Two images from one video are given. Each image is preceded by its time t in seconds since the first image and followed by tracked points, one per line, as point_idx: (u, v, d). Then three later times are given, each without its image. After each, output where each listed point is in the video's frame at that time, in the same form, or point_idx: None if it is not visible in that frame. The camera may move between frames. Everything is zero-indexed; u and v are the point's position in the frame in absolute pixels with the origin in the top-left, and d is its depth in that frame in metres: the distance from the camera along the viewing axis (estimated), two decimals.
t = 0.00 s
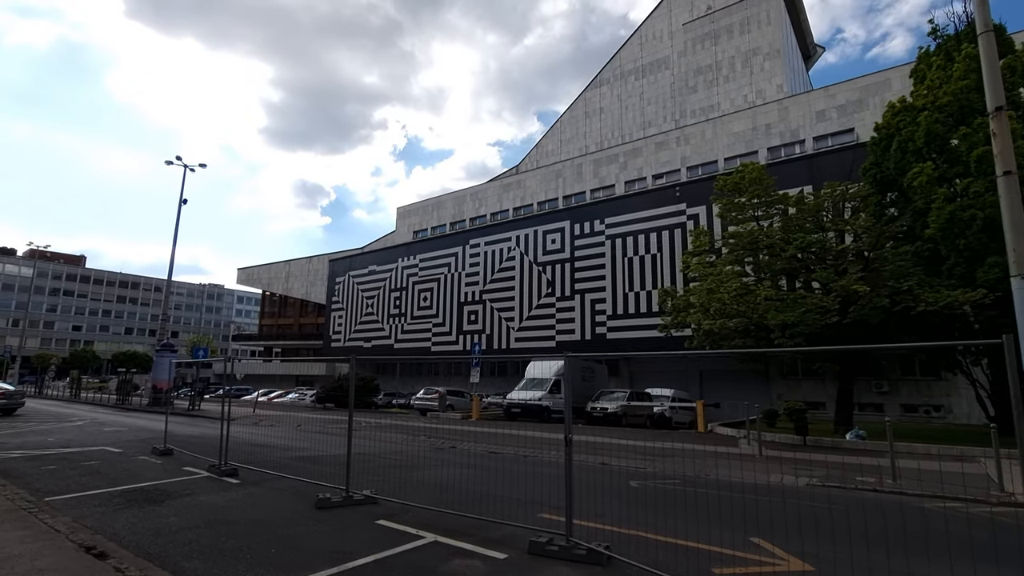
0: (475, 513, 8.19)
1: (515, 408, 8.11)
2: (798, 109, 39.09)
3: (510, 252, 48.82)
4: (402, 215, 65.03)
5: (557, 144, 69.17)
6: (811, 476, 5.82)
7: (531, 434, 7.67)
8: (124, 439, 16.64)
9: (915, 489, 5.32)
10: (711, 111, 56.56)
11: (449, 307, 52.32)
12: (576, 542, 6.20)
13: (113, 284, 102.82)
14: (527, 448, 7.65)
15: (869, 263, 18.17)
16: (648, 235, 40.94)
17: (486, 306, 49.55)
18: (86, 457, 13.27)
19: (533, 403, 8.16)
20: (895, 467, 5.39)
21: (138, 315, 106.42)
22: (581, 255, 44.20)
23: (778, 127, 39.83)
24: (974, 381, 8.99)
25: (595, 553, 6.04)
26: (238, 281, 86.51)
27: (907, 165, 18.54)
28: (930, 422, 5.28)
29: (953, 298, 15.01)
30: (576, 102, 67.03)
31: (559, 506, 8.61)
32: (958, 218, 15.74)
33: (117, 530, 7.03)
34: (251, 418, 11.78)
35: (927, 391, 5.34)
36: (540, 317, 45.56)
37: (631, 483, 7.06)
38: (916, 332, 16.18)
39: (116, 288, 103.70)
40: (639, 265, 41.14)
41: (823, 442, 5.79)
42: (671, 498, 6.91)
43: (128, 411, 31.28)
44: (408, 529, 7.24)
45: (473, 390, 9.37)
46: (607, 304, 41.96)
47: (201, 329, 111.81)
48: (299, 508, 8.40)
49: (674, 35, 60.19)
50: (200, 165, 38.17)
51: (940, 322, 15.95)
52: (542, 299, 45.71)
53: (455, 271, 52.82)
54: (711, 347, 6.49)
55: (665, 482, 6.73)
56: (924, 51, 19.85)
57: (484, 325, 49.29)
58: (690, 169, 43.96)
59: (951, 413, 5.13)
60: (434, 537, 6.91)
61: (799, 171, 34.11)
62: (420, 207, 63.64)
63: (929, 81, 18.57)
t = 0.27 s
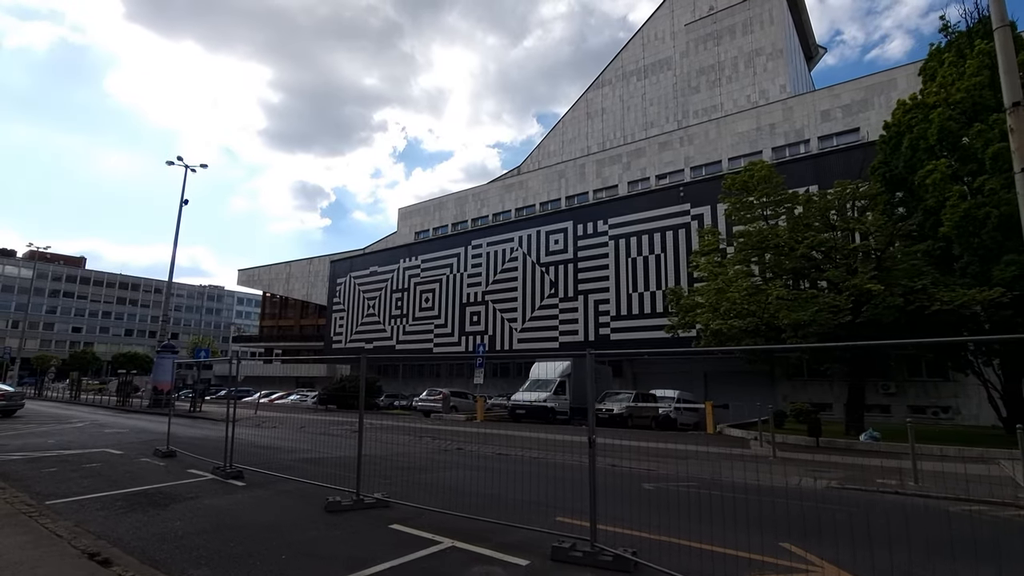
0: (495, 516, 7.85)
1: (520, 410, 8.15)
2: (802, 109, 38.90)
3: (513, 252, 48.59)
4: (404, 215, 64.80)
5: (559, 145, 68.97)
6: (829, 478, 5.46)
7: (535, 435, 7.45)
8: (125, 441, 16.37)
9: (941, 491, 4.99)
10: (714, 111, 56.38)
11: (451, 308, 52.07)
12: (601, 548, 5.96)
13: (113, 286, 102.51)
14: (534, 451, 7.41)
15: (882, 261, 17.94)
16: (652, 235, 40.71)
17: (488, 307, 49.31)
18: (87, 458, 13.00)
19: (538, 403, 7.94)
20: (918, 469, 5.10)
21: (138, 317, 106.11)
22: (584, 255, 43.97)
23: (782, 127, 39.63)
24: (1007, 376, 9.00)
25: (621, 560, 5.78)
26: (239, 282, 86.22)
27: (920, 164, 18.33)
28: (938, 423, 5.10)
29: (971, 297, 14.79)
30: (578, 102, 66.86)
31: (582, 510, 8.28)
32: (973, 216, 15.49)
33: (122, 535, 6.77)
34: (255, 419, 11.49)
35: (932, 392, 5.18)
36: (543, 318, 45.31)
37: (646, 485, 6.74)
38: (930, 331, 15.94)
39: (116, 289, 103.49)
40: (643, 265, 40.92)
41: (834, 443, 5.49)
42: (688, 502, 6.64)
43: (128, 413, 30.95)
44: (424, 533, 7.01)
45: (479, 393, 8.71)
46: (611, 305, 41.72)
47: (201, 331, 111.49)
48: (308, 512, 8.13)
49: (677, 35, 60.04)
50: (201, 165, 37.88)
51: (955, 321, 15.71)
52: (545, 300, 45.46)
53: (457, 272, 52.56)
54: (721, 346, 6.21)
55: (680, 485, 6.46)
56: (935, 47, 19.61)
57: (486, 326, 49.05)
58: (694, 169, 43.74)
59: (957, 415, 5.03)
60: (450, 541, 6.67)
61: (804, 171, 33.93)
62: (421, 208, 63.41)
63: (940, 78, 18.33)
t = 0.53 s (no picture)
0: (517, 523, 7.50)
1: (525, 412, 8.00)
2: (808, 108, 38.67)
3: (515, 252, 48.34)
4: (405, 215, 64.52)
5: (561, 144, 68.71)
6: (849, 481, 5.27)
7: (543, 436, 7.18)
8: (127, 443, 16.10)
9: (969, 496, 4.78)
10: (718, 110, 56.10)
11: (453, 308, 51.80)
12: (630, 559, 5.73)
13: (113, 286, 102.25)
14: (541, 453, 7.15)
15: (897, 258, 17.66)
16: (656, 234, 40.43)
17: (490, 307, 49.02)
18: (89, 461, 12.73)
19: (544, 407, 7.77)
20: (942, 473, 4.91)
21: (138, 317, 105.85)
22: (587, 255, 43.72)
23: (787, 126, 39.38)
24: None
25: (653, 570, 5.56)
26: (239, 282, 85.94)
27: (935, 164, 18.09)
28: (946, 424, 4.88)
29: (987, 298, 14.51)
30: (580, 102, 66.59)
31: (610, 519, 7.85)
32: (988, 215, 15.24)
33: (128, 543, 6.51)
34: (259, 421, 11.19)
35: (939, 393, 5.00)
36: (545, 319, 45.04)
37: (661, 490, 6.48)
38: (945, 332, 15.69)
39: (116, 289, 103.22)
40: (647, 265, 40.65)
41: (850, 445, 5.34)
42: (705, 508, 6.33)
43: (129, 414, 30.70)
44: (444, 542, 6.83)
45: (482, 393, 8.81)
46: (614, 305, 41.45)
47: (201, 331, 111.19)
48: (320, 518, 7.88)
49: (679, 34, 59.79)
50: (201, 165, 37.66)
51: (971, 322, 15.43)
52: (548, 300, 45.20)
53: (459, 272, 52.30)
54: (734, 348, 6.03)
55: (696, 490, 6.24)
56: (948, 43, 19.36)
57: (489, 326, 48.78)
58: (697, 169, 43.50)
59: (965, 416, 4.82)
60: (470, 551, 6.44)
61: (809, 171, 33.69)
62: (423, 207, 63.18)
63: (954, 74, 18.06)
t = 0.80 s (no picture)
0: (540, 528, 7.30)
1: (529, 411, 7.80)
2: (812, 106, 38.48)
3: (518, 251, 48.11)
4: (406, 214, 64.27)
5: (563, 143, 68.50)
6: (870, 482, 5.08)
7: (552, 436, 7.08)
8: (130, 443, 15.85)
9: (995, 498, 4.60)
10: (720, 109, 55.89)
11: (455, 307, 51.56)
12: (662, 564, 5.55)
13: (112, 285, 101.98)
14: (553, 454, 7.02)
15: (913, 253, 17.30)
16: (660, 233, 40.23)
17: (493, 307, 48.77)
18: (92, 462, 12.48)
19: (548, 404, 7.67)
20: (967, 473, 4.72)
21: (138, 317, 105.57)
22: (591, 254, 43.50)
23: (792, 124, 39.16)
24: None
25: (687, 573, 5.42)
26: (240, 282, 85.66)
27: (948, 163, 17.95)
28: (952, 424, 4.82)
29: (1004, 297, 14.25)
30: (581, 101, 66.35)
31: (636, 522, 7.68)
32: (1005, 211, 15.01)
33: (137, 547, 6.28)
34: (262, 420, 10.89)
35: (947, 393, 4.86)
36: (548, 318, 44.80)
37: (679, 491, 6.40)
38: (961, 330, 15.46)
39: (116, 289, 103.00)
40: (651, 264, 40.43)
41: (864, 446, 5.24)
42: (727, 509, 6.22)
43: (130, 415, 30.43)
44: (466, 545, 6.70)
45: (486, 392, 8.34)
46: (618, 304, 41.23)
47: (201, 331, 110.92)
48: (333, 521, 7.63)
49: (682, 32, 59.57)
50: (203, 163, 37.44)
51: (989, 320, 15.17)
52: (551, 300, 44.96)
53: (461, 272, 52.06)
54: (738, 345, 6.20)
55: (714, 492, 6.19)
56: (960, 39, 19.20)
57: (491, 325, 48.53)
58: (701, 168, 43.30)
59: (971, 416, 4.75)
60: (493, 556, 6.20)
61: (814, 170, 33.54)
62: (424, 206, 62.93)
63: (966, 70, 17.86)
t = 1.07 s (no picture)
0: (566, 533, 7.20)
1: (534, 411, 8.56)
2: (817, 105, 38.30)
3: (520, 250, 47.88)
4: (407, 214, 64.00)
5: (564, 142, 68.28)
6: (889, 485, 5.13)
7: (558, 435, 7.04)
8: (133, 445, 15.58)
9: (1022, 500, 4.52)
10: (723, 108, 55.72)
11: (456, 307, 51.31)
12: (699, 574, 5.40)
13: (111, 285, 101.59)
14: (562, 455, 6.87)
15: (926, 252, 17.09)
16: (664, 233, 40.03)
17: (494, 306, 48.54)
18: (95, 464, 12.23)
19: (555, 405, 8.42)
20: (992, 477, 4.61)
21: (137, 317, 105.17)
22: (594, 253, 43.28)
23: (796, 123, 38.98)
24: None
25: None
26: (239, 282, 85.29)
27: (960, 162, 17.83)
28: (960, 424, 4.87)
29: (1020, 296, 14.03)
30: (583, 100, 66.12)
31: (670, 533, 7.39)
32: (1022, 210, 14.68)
33: (148, 555, 6.05)
34: (270, 421, 10.65)
35: (953, 394, 4.77)
36: (551, 318, 44.57)
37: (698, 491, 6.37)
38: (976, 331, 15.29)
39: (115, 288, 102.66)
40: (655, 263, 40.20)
41: (878, 447, 5.15)
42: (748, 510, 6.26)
43: (131, 416, 30.10)
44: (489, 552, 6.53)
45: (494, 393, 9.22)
46: (621, 304, 41.01)
47: (200, 331, 110.49)
48: (347, 527, 7.43)
49: (684, 31, 59.36)
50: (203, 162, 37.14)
51: (1005, 320, 14.98)
52: (554, 299, 44.73)
53: (463, 271, 51.83)
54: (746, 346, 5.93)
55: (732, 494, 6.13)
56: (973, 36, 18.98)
57: (493, 325, 48.30)
58: (705, 166, 43.08)
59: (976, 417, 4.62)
60: (522, 565, 6.00)
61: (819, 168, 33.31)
62: (425, 206, 62.69)
63: (979, 67, 17.65)
